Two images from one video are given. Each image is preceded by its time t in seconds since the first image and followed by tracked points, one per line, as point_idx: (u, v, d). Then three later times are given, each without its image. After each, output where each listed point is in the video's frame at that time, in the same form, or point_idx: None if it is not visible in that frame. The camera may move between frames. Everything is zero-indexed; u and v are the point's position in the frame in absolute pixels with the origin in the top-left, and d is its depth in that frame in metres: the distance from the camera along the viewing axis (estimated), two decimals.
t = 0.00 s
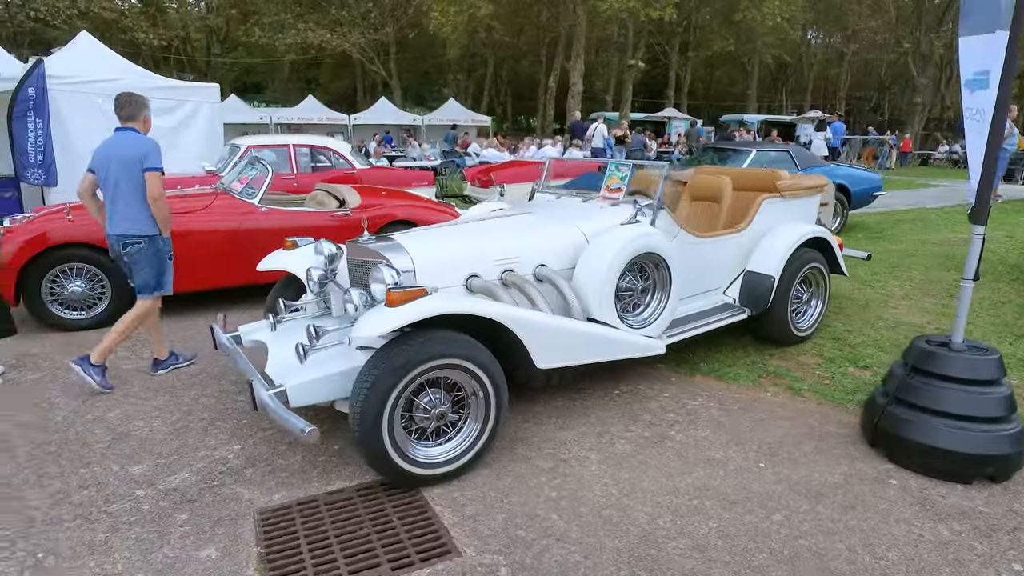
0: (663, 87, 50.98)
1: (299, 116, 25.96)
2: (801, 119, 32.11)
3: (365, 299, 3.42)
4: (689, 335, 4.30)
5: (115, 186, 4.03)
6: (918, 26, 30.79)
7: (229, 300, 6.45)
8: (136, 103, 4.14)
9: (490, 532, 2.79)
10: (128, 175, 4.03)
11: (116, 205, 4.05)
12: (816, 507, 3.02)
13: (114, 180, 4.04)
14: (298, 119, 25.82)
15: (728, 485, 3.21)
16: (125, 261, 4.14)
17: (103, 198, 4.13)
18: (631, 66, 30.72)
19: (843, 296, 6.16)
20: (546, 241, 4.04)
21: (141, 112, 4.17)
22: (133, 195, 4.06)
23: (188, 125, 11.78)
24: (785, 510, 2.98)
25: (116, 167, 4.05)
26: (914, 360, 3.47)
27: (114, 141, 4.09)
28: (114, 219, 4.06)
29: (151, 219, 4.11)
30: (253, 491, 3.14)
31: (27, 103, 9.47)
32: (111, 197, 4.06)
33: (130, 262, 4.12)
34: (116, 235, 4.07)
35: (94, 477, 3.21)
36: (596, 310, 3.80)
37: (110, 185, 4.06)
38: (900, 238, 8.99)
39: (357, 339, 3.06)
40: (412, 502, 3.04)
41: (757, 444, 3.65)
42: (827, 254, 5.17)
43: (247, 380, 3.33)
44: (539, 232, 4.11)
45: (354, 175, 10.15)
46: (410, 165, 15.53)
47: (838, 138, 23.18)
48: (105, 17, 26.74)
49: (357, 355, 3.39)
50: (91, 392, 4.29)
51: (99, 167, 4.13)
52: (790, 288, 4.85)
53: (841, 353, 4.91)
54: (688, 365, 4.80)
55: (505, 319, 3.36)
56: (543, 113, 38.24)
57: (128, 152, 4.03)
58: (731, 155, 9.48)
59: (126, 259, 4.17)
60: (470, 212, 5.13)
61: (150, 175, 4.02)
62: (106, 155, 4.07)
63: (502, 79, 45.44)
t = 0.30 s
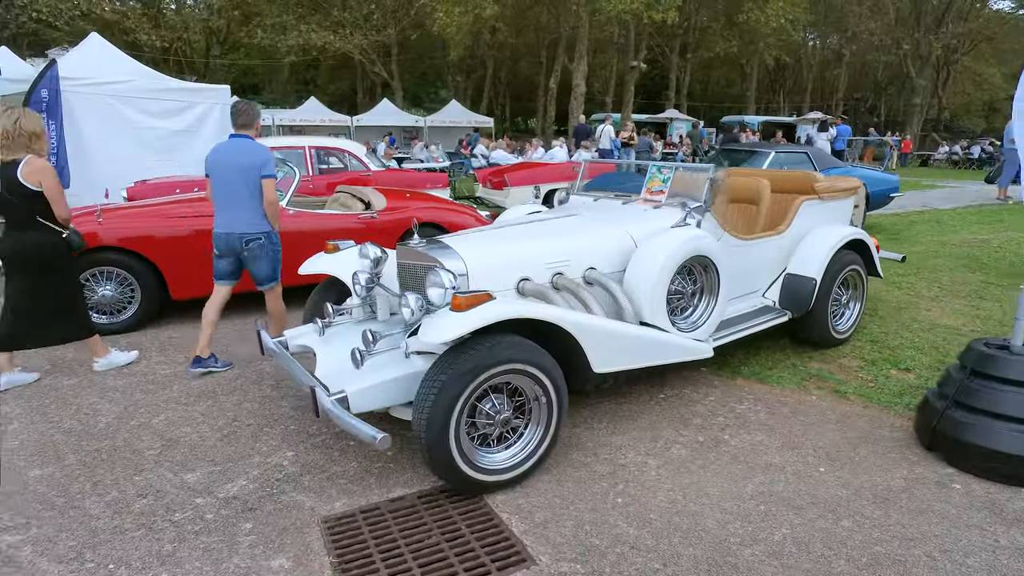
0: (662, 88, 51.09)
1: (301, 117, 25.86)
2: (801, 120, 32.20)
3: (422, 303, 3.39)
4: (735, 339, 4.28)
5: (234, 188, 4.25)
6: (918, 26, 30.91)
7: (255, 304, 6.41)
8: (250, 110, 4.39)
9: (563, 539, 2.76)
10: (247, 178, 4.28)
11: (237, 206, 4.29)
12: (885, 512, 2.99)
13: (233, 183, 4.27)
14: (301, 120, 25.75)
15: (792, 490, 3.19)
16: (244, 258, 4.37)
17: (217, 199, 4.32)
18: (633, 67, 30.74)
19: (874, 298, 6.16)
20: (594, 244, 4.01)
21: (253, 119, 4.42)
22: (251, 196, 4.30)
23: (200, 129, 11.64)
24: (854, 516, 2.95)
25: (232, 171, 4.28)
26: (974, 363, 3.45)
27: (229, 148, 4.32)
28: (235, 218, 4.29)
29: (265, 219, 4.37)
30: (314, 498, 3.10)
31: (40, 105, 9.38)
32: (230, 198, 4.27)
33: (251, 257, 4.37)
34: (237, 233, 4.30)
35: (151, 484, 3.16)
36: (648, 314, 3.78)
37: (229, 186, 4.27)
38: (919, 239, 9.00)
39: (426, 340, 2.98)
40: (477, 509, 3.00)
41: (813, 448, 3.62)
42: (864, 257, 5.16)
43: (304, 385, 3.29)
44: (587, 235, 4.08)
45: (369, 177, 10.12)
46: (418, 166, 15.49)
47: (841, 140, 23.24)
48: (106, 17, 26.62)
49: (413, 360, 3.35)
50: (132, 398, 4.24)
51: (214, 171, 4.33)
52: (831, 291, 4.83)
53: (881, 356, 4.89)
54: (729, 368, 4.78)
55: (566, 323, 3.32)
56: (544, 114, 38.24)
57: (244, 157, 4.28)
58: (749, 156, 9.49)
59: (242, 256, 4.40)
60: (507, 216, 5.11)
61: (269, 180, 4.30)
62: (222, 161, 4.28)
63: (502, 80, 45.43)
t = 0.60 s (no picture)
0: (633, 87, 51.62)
1: (273, 114, 25.34)
2: (771, 119, 32.88)
3: (444, 302, 3.37)
4: (744, 334, 4.35)
5: (287, 182, 4.48)
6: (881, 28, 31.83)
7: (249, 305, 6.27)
8: (301, 106, 4.58)
9: (601, 536, 2.77)
10: (298, 172, 4.48)
11: (286, 198, 4.49)
12: (906, 501, 3.08)
13: (284, 177, 4.48)
14: (273, 117, 25.23)
15: (815, 482, 3.25)
16: (289, 248, 4.56)
17: (266, 192, 4.51)
18: (607, 66, 30.97)
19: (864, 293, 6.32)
20: (610, 242, 4.03)
21: (304, 116, 4.62)
22: (300, 189, 4.49)
23: (176, 127, 11.37)
24: (878, 505, 3.03)
25: (285, 165, 4.49)
26: (982, 355, 3.57)
27: (282, 143, 4.52)
28: (283, 210, 4.49)
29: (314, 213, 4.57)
30: (342, 502, 3.05)
31: (9, 101, 9.00)
32: (280, 192, 4.48)
33: (296, 249, 4.56)
34: (285, 225, 4.50)
35: (172, 491, 3.08)
36: (666, 311, 3.81)
37: (281, 179, 4.48)
38: (898, 235, 9.26)
39: (461, 342, 2.93)
40: (511, 508, 2.99)
41: (828, 440, 3.71)
42: (860, 252, 5.29)
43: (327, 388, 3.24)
44: (602, 232, 4.10)
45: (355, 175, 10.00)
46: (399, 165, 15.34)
47: (811, 138, 23.79)
48: (67, 10, 25.73)
49: (437, 359, 3.32)
50: (136, 403, 4.11)
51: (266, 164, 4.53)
52: (831, 287, 4.94)
53: (879, 349, 5.03)
54: (735, 363, 4.84)
55: (595, 320, 3.31)
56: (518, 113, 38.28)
57: (299, 152, 4.49)
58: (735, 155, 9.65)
59: (288, 246, 4.59)
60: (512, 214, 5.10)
61: (319, 176, 4.52)
62: (275, 155, 4.48)
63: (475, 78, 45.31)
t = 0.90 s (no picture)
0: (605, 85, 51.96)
1: (242, 111, 24.78)
2: (741, 117, 33.41)
3: (443, 301, 3.33)
4: (736, 328, 4.39)
5: (292, 182, 4.72)
6: (846, 29, 32.59)
7: (230, 306, 6.11)
8: (306, 107, 4.81)
9: (609, 533, 2.76)
10: (303, 171, 4.70)
11: (293, 198, 4.74)
12: (902, 490, 3.14)
13: (290, 176, 4.73)
14: (242, 114, 24.67)
15: (813, 473, 3.30)
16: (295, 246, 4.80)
17: (276, 192, 4.80)
18: (581, 64, 31.07)
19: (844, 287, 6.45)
20: (604, 238, 4.03)
21: (310, 117, 4.85)
22: (306, 188, 4.71)
23: (143, 124, 10.96)
24: (876, 495, 3.08)
25: (292, 165, 4.74)
26: (969, 345, 3.67)
27: (289, 144, 4.77)
28: (289, 209, 4.73)
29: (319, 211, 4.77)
30: (344, 506, 2.98)
31: None
32: (287, 192, 4.74)
33: (300, 247, 4.79)
34: (291, 223, 4.76)
35: (165, 500, 2.97)
36: (662, 307, 3.82)
37: (287, 179, 4.74)
38: (871, 230, 9.49)
39: (466, 341, 2.90)
40: (516, 507, 2.96)
41: (822, 431, 3.77)
42: (843, 246, 5.38)
43: (327, 390, 3.17)
44: (596, 229, 4.09)
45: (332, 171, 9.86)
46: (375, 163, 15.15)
47: (780, 136, 24.23)
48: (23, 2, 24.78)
49: (436, 358, 3.28)
50: (118, 408, 3.96)
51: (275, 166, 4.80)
52: (817, 281, 5.02)
53: (863, 341, 5.13)
54: (725, 357, 4.89)
55: (596, 317, 3.29)
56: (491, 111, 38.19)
57: (303, 152, 4.69)
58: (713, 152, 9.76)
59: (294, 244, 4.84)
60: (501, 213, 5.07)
61: (324, 173, 4.70)
62: (284, 157, 4.74)
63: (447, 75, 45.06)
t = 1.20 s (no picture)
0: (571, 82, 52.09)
1: (202, 108, 24.04)
2: (706, 113, 33.89)
3: (440, 301, 3.26)
4: (726, 322, 4.42)
5: (299, 174, 4.93)
6: (806, 26, 33.30)
7: (205, 310, 5.90)
8: (313, 103, 4.96)
9: (619, 532, 2.74)
10: (310, 164, 4.90)
11: (302, 190, 4.96)
12: (898, 477, 3.19)
13: (298, 170, 4.94)
14: (202, 112, 23.94)
15: (810, 463, 3.34)
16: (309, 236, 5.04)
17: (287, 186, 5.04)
18: (548, 60, 31.08)
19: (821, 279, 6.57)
20: (597, 234, 4.01)
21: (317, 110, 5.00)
22: (313, 180, 4.93)
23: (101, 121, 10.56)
24: (874, 483, 3.14)
25: (299, 159, 4.95)
26: (954, 334, 3.76)
27: (296, 139, 4.97)
28: (301, 201, 4.97)
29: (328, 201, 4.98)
30: (344, 514, 2.89)
31: None
32: (296, 184, 4.97)
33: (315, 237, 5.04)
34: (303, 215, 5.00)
35: (155, 515, 2.84)
36: (657, 303, 3.83)
37: (296, 172, 4.95)
38: (841, 222, 9.71)
39: (469, 341, 2.82)
40: (521, 509, 2.92)
41: (815, 422, 3.82)
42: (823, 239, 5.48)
43: (323, 395, 3.07)
44: (588, 226, 4.06)
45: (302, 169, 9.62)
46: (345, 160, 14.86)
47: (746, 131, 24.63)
48: None
49: (435, 359, 3.21)
50: (96, 420, 3.78)
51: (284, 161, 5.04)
52: (800, 274, 5.11)
53: (845, 332, 5.23)
54: (713, 351, 4.93)
55: (596, 314, 3.25)
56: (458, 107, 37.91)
57: (307, 145, 4.90)
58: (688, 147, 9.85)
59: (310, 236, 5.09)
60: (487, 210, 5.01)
61: (329, 164, 4.90)
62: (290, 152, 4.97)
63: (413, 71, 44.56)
